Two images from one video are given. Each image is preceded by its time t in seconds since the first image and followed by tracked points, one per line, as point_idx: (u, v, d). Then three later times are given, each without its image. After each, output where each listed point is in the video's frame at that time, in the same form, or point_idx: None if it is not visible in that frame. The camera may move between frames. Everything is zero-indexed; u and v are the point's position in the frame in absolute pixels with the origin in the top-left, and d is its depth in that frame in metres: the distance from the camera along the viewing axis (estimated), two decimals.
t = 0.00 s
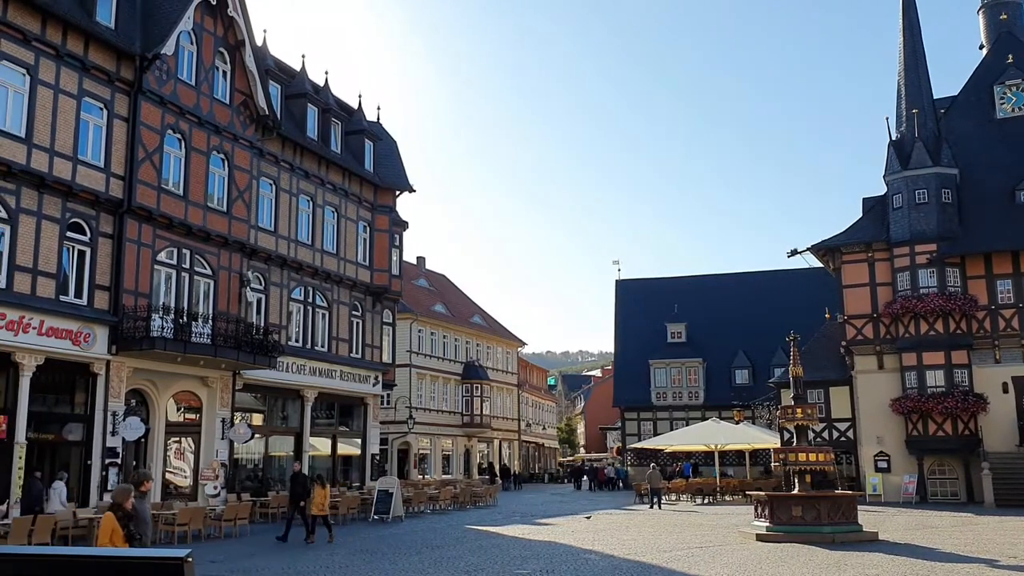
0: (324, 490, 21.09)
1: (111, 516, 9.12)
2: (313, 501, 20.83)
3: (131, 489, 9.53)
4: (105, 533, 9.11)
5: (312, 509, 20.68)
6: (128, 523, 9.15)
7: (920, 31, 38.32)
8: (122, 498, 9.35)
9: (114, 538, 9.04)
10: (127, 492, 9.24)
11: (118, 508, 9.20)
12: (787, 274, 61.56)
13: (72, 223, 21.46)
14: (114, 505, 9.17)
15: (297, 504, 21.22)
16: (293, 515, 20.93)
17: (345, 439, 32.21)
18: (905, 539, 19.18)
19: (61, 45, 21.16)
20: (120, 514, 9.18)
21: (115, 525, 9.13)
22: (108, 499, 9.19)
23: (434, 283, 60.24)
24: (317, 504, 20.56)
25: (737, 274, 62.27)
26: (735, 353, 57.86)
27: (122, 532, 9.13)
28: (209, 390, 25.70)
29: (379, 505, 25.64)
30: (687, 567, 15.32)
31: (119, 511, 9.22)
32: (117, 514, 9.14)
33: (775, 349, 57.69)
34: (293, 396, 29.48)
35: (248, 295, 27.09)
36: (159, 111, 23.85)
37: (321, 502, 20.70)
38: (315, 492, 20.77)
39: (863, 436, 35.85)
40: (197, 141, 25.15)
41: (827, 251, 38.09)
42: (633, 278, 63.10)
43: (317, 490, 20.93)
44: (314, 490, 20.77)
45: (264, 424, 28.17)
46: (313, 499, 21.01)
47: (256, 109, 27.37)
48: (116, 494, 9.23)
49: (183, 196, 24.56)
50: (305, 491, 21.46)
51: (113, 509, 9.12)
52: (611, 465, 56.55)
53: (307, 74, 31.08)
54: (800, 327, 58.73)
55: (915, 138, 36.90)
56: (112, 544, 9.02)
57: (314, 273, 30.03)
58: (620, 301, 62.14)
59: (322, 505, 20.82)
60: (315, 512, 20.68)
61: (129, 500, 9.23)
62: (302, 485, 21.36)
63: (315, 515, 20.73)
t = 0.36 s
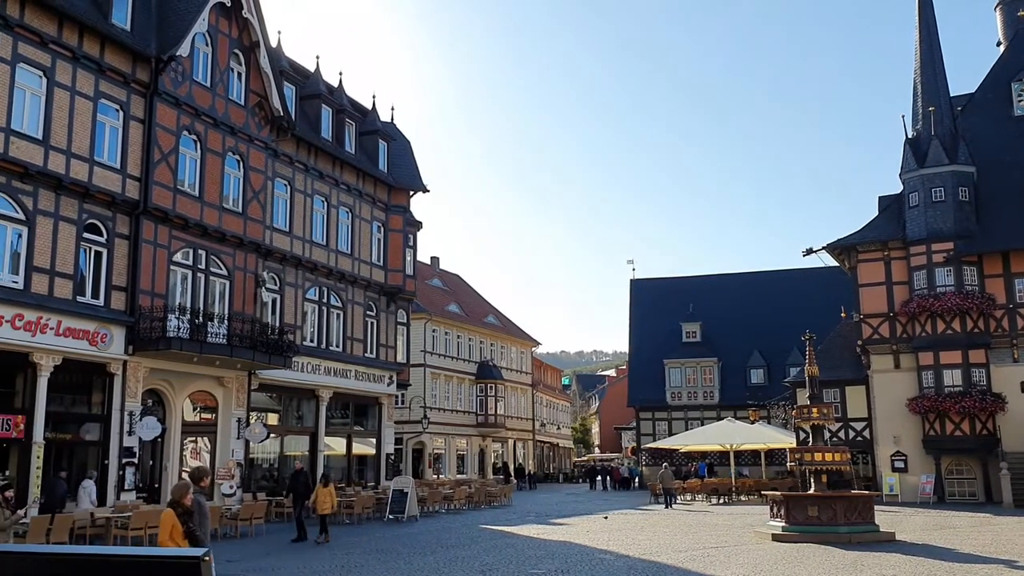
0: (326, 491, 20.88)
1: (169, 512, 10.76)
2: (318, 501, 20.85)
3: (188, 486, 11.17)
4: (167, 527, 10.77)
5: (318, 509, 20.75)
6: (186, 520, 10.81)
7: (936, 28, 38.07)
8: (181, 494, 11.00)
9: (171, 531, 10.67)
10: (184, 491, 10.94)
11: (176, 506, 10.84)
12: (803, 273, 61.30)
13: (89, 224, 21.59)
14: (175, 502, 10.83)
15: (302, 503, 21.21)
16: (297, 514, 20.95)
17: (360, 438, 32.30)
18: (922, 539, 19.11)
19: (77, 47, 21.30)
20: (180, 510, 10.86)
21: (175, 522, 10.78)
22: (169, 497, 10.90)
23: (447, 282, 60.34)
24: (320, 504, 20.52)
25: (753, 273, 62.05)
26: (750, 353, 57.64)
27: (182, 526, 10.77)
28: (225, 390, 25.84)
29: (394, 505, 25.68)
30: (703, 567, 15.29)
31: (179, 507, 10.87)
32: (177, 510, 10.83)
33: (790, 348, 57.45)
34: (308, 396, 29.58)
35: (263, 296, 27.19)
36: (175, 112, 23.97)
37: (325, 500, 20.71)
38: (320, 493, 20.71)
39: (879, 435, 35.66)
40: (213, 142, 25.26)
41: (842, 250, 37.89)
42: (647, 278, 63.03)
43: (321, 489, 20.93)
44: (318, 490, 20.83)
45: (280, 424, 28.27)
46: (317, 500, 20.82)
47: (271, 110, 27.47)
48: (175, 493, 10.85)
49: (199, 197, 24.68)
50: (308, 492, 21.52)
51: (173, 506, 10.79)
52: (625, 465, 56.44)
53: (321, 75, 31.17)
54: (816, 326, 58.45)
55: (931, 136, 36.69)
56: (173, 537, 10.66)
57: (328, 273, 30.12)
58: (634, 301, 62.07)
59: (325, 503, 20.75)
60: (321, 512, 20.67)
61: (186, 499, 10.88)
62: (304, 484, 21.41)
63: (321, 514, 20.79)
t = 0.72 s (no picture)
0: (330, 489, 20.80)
1: (228, 509, 8.93)
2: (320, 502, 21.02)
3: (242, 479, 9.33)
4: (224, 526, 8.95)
5: (320, 510, 20.84)
6: (245, 517, 8.99)
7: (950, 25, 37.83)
8: (235, 490, 9.12)
9: (230, 531, 8.89)
10: (240, 485, 9.03)
11: (233, 502, 9.03)
12: (816, 273, 61.12)
13: (103, 225, 21.71)
14: (230, 500, 8.96)
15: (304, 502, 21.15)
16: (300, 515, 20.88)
17: (372, 438, 32.36)
18: (938, 539, 19.00)
19: (91, 49, 21.42)
20: (237, 507, 9.01)
21: (233, 519, 8.96)
22: (223, 492, 9.03)
23: (459, 282, 60.33)
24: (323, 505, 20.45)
25: (765, 272, 61.88)
26: (764, 352, 57.49)
27: (242, 527, 8.96)
28: (239, 390, 25.94)
29: (408, 504, 25.72)
30: (716, 567, 15.25)
31: (234, 504, 9.03)
32: (234, 508, 8.98)
33: (804, 347, 57.26)
34: (321, 396, 29.66)
35: (277, 296, 27.30)
36: (188, 113, 24.07)
37: (328, 502, 20.80)
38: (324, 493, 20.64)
39: (893, 435, 35.51)
40: (226, 143, 25.36)
41: (856, 248, 37.72)
42: (659, 277, 62.91)
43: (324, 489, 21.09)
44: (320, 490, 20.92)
45: (293, 424, 28.37)
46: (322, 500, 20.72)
47: (284, 111, 27.56)
48: (230, 488, 9.02)
49: (213, 198, 24.79)
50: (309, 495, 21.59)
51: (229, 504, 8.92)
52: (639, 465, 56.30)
53: (334, 76, 31.24)
54: (830, 325, 58.26)
55: (945, 133, 36.45)
56: (231, 543, 8.88)
57: (341, 273, 30.19)
58: (647, 299, 61.96)
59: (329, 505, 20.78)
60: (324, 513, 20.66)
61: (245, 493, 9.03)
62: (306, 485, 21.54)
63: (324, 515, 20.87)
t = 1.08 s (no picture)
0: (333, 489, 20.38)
1: (292, 512, 9.40)
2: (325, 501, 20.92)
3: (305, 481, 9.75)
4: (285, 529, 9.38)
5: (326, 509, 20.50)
6: (306, 520, 9.40)
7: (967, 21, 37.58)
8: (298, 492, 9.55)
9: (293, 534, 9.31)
10: (302, 489, 9.45)
11: (296, 504, 9.44)
12: (831, 271, 60.90)
13: (120, 226, 21.84)
14: (293, 502, 9.40)
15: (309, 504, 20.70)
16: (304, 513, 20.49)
17: (387, 438, 32.43)
18: (956, 539, 18.86)
19: (108, 51, 21.56)
20: (299, 511, 9.43)
21: (295, 522, 9.38)
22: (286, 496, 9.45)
23: (474, 282, 60.29)
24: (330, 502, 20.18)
25: (781, 271, 61.67)
26: (780, 351, 57.32)
27: (303, 531, 9.38)
28: (255, 390, 26.06)
29: (423, 504, 25.72)
30: (731, 567, 15.18)
31: (297, 506, 9.45)
32: (296, 511, 9.41)
33: (820, 347, 57.08)
34: (337, 396, 29.75)
35: (292, 296, 27.39)
36: (204, 114, 24.18)
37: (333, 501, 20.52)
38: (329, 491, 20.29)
39: (911, 435, 35.31)
40: (241, 144, 25.46)
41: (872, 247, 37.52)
42: (674, 276, 62.77)
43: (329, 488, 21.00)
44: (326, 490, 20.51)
45: (309, 423, 28.47)
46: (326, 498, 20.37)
47: (299, 112, 27.64)
48: (294, 491, 9.46)
49: (228, 199, 24.90)
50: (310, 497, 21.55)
51: (293, 506, 9.37)
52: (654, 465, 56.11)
53: (348, 76, 31.33)
54: (846, 324, 58.06)
55: (962, 131, 36.21)
56: (292, 547, 9.27)
57: (356, 273, 30.27)
58: (661, 299, 61.81)
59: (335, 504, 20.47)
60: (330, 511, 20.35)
61: (306, 497, 9.44)
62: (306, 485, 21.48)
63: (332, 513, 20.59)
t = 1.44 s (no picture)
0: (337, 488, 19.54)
1: (353, 507, 8.77)
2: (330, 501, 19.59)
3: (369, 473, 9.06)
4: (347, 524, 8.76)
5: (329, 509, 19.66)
6: (370, 516, 8.74)
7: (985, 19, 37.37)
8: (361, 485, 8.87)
9: (355, 530, 8.69)
10: (366, 483, 8.72)
11: (358, 500, 8.78)
12: (848, 271, 60.66)
13: (138, 227, 21.98)
14: (355, 497, 8.74)
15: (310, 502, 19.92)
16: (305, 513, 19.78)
17: (403, 437, 32.49)
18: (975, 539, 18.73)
19: (125, 53, 21.70)
20: (362, 506, 8.77)
21: (358, 517, 8.73)
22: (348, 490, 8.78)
23: (489, 282, 60.33)
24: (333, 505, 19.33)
25: (797, 271, 61.45)
26: (797, 351, 57.08)
27: (366, 526, 8.75)
28: (272, 390, 26.17)
29: (439, 504, 25.75)
30: (748, 567, 15.17)
31: (360, 502, 8.78)
32: (359, 506, 8.74)
33: (837, 347, 56.82)
34: (352, 396, 29.83)
35: (308, 297, 27.49)
36: (220, 116, 24.31)
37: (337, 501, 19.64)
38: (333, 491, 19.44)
39: (929, 434, 35.06)
40: (257, 146, 25.58)
41: (889, 246, 37.27)
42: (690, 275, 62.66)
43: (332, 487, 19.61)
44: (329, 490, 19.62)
45: (325, 423, 28.57)
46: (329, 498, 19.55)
47: (314, 113, 27.72)
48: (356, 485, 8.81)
49: (245, 200, 25.01)
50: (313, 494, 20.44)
51: (355, 501, 8.71)
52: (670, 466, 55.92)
53: (363, 77, 31.41)
54: (863, 324, 57.79)
55: (981, 129, 35.98)
56: (355, 544, 8.65)
57: (371, 273, 30.34)
58: (677, 298, 61.67)
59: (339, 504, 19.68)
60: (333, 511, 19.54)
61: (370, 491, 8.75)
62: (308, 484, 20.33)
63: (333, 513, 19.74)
